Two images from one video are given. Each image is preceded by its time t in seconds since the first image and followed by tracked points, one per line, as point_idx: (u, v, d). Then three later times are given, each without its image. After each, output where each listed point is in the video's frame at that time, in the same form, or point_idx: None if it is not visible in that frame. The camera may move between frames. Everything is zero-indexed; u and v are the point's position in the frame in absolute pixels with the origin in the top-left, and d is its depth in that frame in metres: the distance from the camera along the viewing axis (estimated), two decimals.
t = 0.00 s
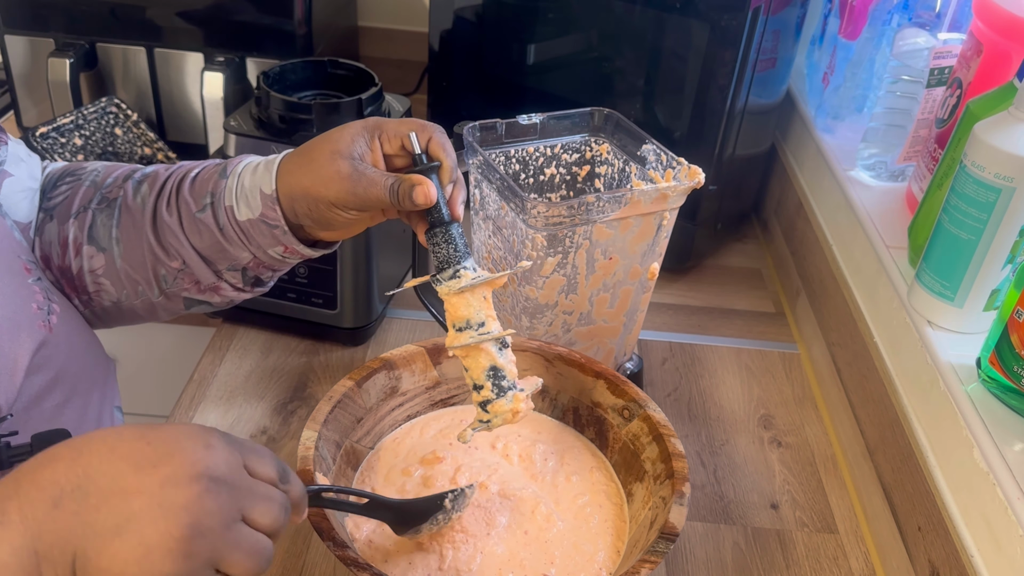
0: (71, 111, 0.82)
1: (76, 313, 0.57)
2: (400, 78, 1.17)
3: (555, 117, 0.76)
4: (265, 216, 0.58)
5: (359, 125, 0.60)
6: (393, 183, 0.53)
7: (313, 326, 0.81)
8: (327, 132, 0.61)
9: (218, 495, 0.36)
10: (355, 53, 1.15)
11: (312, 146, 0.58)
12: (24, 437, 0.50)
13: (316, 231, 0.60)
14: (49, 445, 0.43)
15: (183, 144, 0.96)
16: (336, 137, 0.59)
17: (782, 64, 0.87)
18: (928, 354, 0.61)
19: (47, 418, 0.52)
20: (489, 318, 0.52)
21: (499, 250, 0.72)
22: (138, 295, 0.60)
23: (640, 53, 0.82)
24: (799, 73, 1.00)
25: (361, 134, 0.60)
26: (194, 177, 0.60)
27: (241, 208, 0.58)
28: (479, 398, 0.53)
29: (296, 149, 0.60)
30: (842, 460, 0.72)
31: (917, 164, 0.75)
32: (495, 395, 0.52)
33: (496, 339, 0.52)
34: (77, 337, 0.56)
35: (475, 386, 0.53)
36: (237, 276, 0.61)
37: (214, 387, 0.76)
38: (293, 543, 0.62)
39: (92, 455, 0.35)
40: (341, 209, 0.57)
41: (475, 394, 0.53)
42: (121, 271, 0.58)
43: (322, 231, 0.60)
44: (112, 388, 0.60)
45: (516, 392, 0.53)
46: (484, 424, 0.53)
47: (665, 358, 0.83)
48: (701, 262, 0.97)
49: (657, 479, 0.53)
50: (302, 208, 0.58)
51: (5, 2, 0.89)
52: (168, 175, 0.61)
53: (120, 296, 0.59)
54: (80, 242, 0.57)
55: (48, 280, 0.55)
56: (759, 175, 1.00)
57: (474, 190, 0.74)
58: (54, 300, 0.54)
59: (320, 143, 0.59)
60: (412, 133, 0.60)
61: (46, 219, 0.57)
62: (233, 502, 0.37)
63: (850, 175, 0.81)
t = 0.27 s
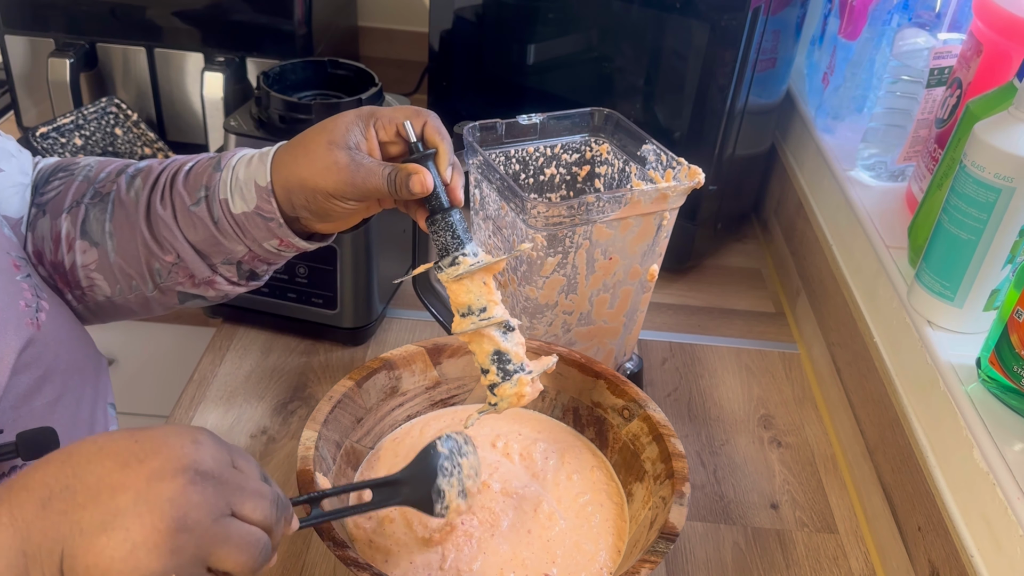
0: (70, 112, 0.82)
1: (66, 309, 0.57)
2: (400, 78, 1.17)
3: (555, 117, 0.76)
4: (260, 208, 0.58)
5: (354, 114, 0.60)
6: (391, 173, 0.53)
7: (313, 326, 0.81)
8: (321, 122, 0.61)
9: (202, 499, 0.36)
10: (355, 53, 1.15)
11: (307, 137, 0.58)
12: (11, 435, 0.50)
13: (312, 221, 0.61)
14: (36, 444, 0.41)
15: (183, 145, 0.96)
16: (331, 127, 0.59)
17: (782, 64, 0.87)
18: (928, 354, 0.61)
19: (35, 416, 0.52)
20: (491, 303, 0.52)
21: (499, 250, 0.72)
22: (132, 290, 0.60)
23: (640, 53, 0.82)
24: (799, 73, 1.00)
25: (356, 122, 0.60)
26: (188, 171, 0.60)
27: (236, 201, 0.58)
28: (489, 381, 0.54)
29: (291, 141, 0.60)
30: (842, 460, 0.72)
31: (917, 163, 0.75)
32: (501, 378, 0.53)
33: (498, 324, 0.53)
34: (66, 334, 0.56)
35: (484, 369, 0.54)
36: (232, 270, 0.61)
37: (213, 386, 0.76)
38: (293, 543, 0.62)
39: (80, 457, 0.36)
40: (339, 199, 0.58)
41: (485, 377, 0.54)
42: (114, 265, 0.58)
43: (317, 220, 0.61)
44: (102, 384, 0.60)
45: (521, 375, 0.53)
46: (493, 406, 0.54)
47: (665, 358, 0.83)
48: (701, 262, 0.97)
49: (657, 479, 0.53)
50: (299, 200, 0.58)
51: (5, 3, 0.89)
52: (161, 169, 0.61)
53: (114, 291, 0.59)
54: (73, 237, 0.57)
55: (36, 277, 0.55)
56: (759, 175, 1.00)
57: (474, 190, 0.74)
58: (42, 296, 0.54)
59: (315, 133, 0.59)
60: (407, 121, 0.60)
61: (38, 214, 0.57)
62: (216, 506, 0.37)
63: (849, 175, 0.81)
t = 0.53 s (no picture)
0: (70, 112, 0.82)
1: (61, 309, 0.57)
2: (400, 78, 1.17)
3: (555, 117, 0.76)
4: (258, 212, 0.58)
5: (350, 117, 0.60)
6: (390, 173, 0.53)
7: (313, 326, 0.81)
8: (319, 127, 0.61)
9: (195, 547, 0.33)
10: (355, 53, 1.15)
11: (305, 141, 0.58)
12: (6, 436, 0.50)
13: (312, 225, 0.61)
14: (35, 447, 0.41)
15: (183, 145, 0.96)
16: (328, 130, 0.59)
17: (782, 64, 0.87)
18: (927, 354, 0.61)
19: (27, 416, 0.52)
20: (492, 301, 0.52)
21: (499, 250, 0.72)
22: (128, 292, 0.60)
23: (640, 53, 0.82)
24: (799, 73, 1.00)
25: (353, 125, 0.60)
26: (186, 174, 0.60)
27: (234, 205, 0.58)
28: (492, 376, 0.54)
29: (290, 144, 0.60)
30: (842, 460, 0.72)
31: (917, 163, 0.75)
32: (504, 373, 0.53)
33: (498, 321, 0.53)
34: (62, 333, 0.56)
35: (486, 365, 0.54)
36: (229, 273, 0.61)
37: (213, 387, 0.76)
38: (293, 543, 0.62)
39: (65, 506, 0.32)
40: (338, 202, 0.58)
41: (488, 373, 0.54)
42: (111, 267, 0.58)
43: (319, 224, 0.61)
44: (97, 384, 0.60)
45: (523, 371, 0.53)
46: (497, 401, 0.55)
47: (665, 358, 0.83)
48: (701, 262, 0.97)
49: (657, 479, 0.53)
50: (298, 204, 0.58)
51: (5, 3, 0.89)
52: (159, 172, 0.61)
53: (110, 293, 0.59)
54: (69, 239, 0.57)
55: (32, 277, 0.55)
56: (759, 175, 1.00)
57: (474, 190, 0.74)
58: (37, 296, 0.54)
59: (312, 137, 0.59)
60: (403, 122, 0.60)
61: (35, 216, 0.57)
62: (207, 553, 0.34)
63: (849, 175, 0.81)
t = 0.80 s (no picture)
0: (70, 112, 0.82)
1: (63, 312, 0.57)
2: (400, 78, 1.17)
3: (555, 117, 0.76)
4: (269, 219, 0.58)
5: (363, 126, 0.61)
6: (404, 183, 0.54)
7: (314, 326, 0.81)
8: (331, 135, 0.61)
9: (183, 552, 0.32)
10: (355, 53, 1.15)
11: (317, 148, 0.59)
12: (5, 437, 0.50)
13: (320, 232, 0.61)
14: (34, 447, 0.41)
15: (183, 145, 0.96)
16: (341, 138, 0.59)
17: (782, 64, 0.87)
18: (928, 354, 0.61)
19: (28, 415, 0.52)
20: (493, 313, 0.52)
21: (499, 250, 0.72)
22: (133, 296, 0.60)
23: (640, 53, 0.82)
24: (799, 73, 1.00)
25: (366, 134, 0.60)
26: (196, 180, 0.60)
27: (244, 212, 0.58)
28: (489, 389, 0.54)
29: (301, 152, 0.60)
30: (842, 460, 0.72)
31: (917, 163, 0.75)
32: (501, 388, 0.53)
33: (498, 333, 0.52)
34: (63, 335, 0.55)
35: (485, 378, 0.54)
36: (236, 279, 0.61)
37: (213, 387, 0.76)
38: (293, 543, 0.62)
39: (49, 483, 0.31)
40: (349, 210, 0.58)
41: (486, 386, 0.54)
42: (116, 272, 0.58)
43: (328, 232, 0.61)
44: (97, 386, 0.60)
45: (520, 386, 0.52)
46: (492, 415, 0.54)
47: (665, 358, 0.83)
48: (701, 262, 0.97)
49: (657, 479, 0.53)
50: (309, 211, 0.58)
51: (5, 3, 0.89)
52: (168, 178, 0.61)
53: (114, 297, 0.59)
54: (75, 243, 0.57)
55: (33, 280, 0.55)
56: (759, 175, 1.00)
57: (474, 190, 0.74)
58: (39, 298, 0.54)
59: (325, 144, 0.59)
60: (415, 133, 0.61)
61: (40, 219, 0.57)
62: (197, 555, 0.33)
63: (849, 175, 0.81)
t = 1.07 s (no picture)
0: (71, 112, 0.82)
1: (69, 316, 0.56)
2: (400, 78, 1.17)
3: (555, 117, 0.76)
4: (278, 236, 0.59)
5: (379, 146, 0.61)
6: (416, 206, 0.53)
7: (314, 327, 0.81)
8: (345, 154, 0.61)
9: (193, 443, 0.33)
10: (355, 53, 1.15)
11: (332, 167, 0.59)
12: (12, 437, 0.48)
13: (330, 252, 0.61)
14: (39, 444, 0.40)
15: (183, 145, 0.96)
16: (356, 158, 0.59)
17: (782, 65, 0.87)
18: (927, 354, 0.61)
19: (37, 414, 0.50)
20: (511, 331, 0.51)
21: (499, 250, 0.72)
22: (138, 305, 0.60)
23: (640, 53, 0.82)
24: (799, 73, 1.00)
25: (382, 154, 0.60)
26: (206, 193, 0.60)
27: (254, 228, 0.59)
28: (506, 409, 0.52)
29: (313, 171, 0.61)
30: (842, 460, 0.72)
31: (917, 163, 0.75)
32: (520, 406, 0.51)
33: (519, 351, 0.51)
34: (70, 337, 0.54)
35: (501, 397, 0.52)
36: (242, 293, 0.62)
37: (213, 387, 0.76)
38: (293, 543, 0.62)
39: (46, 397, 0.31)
40: (360, 230, 0.58)
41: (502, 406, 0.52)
42: (123, 281, 0.58)
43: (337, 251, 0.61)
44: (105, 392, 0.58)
45: (542, 404, 0.52)
46: (512, 435, 0.52)
47: (665, 358, 0.83)
48: (701, 262, 0.97)
49: (657, 479, 0.53)
50: (320, 228, 0.58)
51: (5, 3, 0.89)
52: (178, 189, 0.61)
53: (119, 305, 0.59)
54: (82, 250, 0.57)
55: (40, 283, 0.54)
56: (759, 175, 1.00)
57: (474, 190, 0.74)
58: (45, 299, 0.53)
59: (340, 163, 0.59)
60: (429, 153, 0.60)
61: (48, 224, 0.57)
62: (208, 445, 0.34)
63: (849, 175, 0.81)
